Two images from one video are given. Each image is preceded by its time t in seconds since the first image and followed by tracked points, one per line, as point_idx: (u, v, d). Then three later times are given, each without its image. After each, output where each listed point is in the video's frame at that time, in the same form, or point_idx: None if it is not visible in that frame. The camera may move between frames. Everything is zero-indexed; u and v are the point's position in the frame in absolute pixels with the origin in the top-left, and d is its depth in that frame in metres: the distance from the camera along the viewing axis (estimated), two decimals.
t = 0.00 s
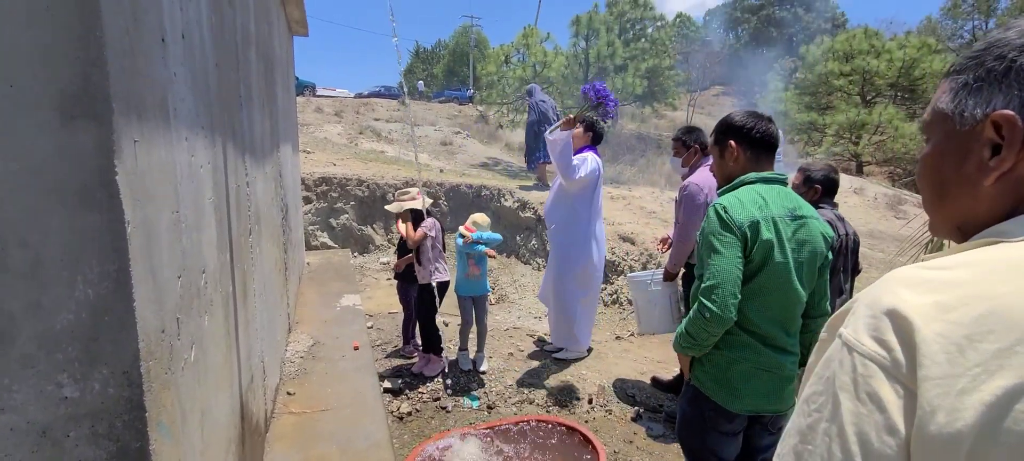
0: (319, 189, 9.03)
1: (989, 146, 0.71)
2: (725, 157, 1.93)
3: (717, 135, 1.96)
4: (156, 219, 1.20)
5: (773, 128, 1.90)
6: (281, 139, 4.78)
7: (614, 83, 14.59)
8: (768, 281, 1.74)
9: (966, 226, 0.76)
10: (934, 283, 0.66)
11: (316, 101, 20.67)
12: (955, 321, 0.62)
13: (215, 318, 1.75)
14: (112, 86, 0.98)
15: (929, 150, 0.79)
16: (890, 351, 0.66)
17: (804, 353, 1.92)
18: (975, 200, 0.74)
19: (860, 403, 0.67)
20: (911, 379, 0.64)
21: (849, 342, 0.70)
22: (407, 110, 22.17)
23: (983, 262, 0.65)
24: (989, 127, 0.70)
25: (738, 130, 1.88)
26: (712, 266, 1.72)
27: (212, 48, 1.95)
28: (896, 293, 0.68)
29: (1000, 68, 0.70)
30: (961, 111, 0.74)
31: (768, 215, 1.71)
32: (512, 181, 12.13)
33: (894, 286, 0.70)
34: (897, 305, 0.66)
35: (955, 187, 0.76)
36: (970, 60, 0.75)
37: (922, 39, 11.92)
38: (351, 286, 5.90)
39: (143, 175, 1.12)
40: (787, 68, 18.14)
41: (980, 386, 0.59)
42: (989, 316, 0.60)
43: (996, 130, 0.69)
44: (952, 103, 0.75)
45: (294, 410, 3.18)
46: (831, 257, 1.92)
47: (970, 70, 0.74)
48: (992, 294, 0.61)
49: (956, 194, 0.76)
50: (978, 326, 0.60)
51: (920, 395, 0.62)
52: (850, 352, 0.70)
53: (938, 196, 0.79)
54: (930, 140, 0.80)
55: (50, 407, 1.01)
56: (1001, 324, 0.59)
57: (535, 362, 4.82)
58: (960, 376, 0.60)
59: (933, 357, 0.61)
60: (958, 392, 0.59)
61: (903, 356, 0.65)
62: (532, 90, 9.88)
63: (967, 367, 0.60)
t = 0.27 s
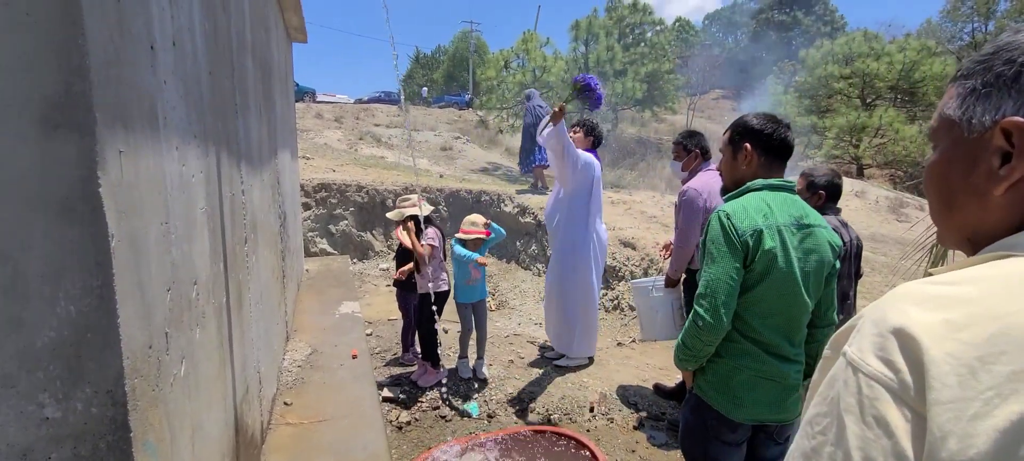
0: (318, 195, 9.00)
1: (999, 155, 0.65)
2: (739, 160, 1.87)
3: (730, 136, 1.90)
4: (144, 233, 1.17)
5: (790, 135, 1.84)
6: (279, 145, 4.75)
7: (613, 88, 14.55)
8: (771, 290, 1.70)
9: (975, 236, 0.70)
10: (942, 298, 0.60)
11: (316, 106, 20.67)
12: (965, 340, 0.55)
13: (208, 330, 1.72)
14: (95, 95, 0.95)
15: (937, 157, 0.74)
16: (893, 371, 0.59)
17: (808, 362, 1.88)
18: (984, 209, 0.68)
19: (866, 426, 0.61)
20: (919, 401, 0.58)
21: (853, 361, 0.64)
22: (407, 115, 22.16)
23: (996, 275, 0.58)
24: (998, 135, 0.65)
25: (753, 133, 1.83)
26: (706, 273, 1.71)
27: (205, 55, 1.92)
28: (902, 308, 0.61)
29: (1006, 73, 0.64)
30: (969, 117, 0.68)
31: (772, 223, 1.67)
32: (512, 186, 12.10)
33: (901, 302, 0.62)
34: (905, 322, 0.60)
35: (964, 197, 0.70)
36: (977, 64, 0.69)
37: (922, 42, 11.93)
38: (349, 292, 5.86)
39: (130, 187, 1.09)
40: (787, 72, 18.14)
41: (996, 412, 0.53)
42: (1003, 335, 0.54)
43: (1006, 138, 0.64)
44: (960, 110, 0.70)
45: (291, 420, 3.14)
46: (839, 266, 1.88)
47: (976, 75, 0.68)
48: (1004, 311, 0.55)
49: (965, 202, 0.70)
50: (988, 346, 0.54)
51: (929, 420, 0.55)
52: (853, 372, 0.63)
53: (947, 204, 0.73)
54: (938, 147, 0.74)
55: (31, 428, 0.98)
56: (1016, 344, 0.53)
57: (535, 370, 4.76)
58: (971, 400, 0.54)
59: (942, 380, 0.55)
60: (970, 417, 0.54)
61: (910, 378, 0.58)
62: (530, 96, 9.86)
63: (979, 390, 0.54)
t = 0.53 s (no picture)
0: (319, 198, 8.98)
1: (1007, 152, 0.56)
2: (749, 158, 1.84)
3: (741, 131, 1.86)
4: (143, 238, 1.15)
5: (800, 135, 1.82)
6: (279, 149, 4.73)
7: (614, 88, 14.54)
8: (774, 290, 1.68)
9: (984, 240, 0.61)
10: (949, 297, 0.53)
11: (318, 110, 20.73)
12: (973, 341, 0.49)
13: (210, 335, 1.70)
14: (92, 98, 0.93)
15: (940, 155, 0.65)
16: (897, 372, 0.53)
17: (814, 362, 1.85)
18: (994, 211, 0.59)
19: (874, 428, 0.55)
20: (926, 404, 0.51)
21: (858, 363, 0.57)
22: (407, 118, 22.16)
23: (1012, 269, 0.52)
24: (1006, 132, 0.56)
25: (763, 131, 1.80)
26: (707, 273, 1.70)
27: (205, 59, 1.91)
28: (910, 306, 0.55)
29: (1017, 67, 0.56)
30: (976, 113, 0.59)
31: (775, 223, 1.65)
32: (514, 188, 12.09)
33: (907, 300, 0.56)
34: (913, 321, 0.53)
35: (970, 198, 0.61)
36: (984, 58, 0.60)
37: (922, 39, 11.92)
38: (351, 296, 5.83)
39: (127, 190, 1.08)
40: (787, 71, 18.12)
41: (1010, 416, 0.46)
42: (1016, 335, 0.47)
43: (1016, 134, 0.55)
44: (966, 105, 0.61)
45: (294, 425, 3.13)
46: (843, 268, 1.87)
47: (984, 71, 0.59)
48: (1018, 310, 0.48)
49: (971, 203, 0.61)
50: (997, 346, 0.48)
51: (938, 425, 0.49)
52: (858, 373, 0.57)
53: (953, 205, 0.64)
54: (942, 143, 0.65)
55: (30, 438, 0.96)
56: None
57: (538, 372, 4.74)
58: (981, 403, 0.48)
59: (949, 382, 0.49)
60: (980, 420, 0.47)
61: (917, 380, 0.52)
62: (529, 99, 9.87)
63: (988, 393, 0.47)
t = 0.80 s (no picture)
0: (319, 198, 8.97)
1: (992, 150, 0.56)
2: (748, 157, 1.83)
3: (739, 128, 1.86)
4: (137, 238, 1.15)
5: (797, 135, 1.83)
6: (278, 149, 4.72)
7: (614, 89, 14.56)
8: (770, 291, 1.68)
9: (971, 239, 0.61)
10: (932, 297, 0.53)
11: (319, 110, 20.73)
12: (950, 341, 0.49)
13: (204, 335, 1.70)
14: (83, 96, 0.93)
15: (929, 153, 0.64)
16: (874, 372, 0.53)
17: (809, 363, 1.85)
18: (979, 210, 0.59)
19: (854, 428, 0.54)
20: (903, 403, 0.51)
21: (839, 363, 0.57)
22: (408, 118, 22.17)
23: (990, 269, 0.52)
24: (990, 131, 0.56)
25: (762, 130, 1.80)
26: (702, 274, 1.70)
27: (202, 59, 1.91)
28: (891, 307, 0.55)
29: (1000, 66, 0.56)
30: (962, 112, 0.59)
31: (771, 223, 1.65)
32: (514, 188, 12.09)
33: (887, 300, 0.57)
34: (893, 321, 0.53)
35: (957, 197, 0.61)
36: (972, 58, 0.60)
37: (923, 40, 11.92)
38: (350, 296, 5.83)
39: (121, 186, 1.08)
40: (787, 71, 18.14)
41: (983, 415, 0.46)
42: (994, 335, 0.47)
43: (1000, 133, 0.55)
44: (953, 103, 0.61)
45: (292, 424, 3.12)
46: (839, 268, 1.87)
47: (970, 69, 0.59)
48: (996, 310, 0.48)
49: (959, 201, 0.61)
50: (976, 346, 0.48)
51: (915, 424, 0.49)
52: (839, 373, 0.57)
53: (940, 204, 0.64)
54: (930, 143, 0.65)
55: (17, 436, 0.95)
56: (1006, 343, 0.46)
57: (536, 372, 4.73)
58: (958, 402, 0.47)
59: (927, 381, 0.49)
60: (957, 420, 0.47)
61: (896, 380, 0.52)
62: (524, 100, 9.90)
63: (967, 392, 0.47)
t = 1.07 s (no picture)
0: (320, 199, 8.99)
1: (947, 164, 0.62)
2: (731, 162, 1.86)
3: (722, 137, 1.89)
4: (135, 244, 1.18)
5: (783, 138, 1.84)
6: (279, 151, 4.75)
7: (615, 91, 14.58)
8: (759, 295, 1.70)
9: (929, 248, 0.67)
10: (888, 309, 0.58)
11: (320, 111, 20.73)
12: (901, 350, 0.54)
13: (204, 338, 1.73)
14: (82, 107, 0.96)
15: (893, 165, 0.70)
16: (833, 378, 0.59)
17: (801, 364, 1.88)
18: (935, 219, 0.65)
19: (813, 433, 0.60)
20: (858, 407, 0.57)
21: (803, 369, 0.63)
22: (409, 119, 22.19)
23: (937, 282, 0.57)
24: (942, 146, 0.62)
25: (745, 136, 1.82)
26: (692, 278, 1.72)
27: (200, 64, 1.93)
28: (849, 318, 0.60)
29: (949, 83, 0.61)
30: (919, 126, 0.65)
31: (760, 228, 1.67)
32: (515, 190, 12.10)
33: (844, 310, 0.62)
34: (850, 331, 0.59)
35: (916, 207, 0.67)
36: (929, 74, 0.65)
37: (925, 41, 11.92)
38: (351, 297, 5.85)
39: (120, 194, 1.11)
40: (788, 72, 18.13)
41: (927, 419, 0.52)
42: (940, 344, 0.52)
43: (954, 148, 0.60)
44: (912, 118, 0.66)
45: (292, 425, 3.15)
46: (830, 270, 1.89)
47: (925, 84, 0.64)
48: (941, 321, 0.53)
49: (919, 214, 0.67)
50: (923, 354, 0.53)
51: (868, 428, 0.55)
52: (803, 379, 0.62)
53: (901, 214, 0.70)
54: (895, 155, 0.71)
55: (21, 437, 1.00)
56: (950, 353, 0.52)
57: (535, 374, 4.76)
58: (908, 408, 0.53)
59: (879, 388, 0.54)
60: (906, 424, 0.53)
61: (852, 387, 0.57)
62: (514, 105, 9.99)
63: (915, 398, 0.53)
